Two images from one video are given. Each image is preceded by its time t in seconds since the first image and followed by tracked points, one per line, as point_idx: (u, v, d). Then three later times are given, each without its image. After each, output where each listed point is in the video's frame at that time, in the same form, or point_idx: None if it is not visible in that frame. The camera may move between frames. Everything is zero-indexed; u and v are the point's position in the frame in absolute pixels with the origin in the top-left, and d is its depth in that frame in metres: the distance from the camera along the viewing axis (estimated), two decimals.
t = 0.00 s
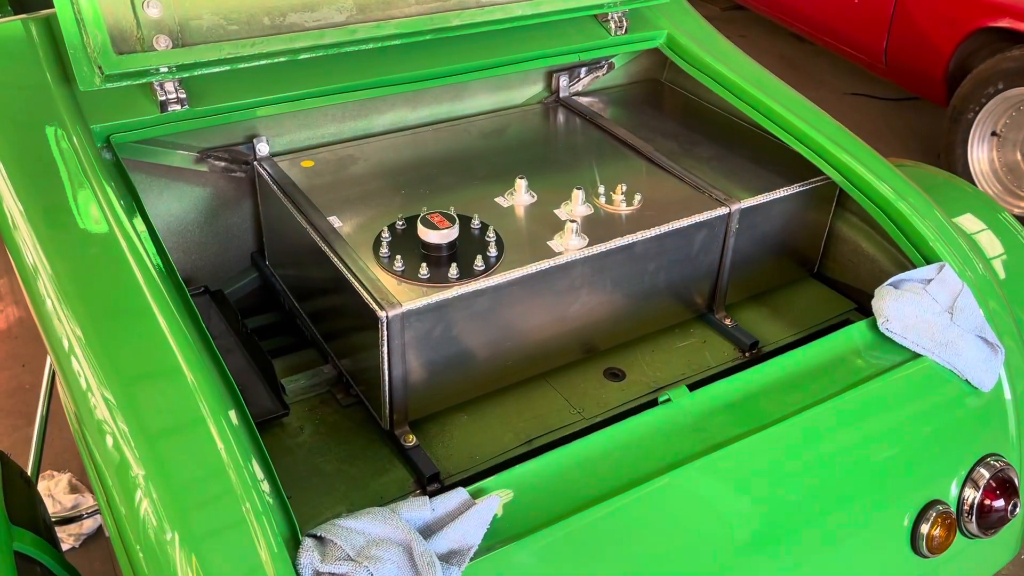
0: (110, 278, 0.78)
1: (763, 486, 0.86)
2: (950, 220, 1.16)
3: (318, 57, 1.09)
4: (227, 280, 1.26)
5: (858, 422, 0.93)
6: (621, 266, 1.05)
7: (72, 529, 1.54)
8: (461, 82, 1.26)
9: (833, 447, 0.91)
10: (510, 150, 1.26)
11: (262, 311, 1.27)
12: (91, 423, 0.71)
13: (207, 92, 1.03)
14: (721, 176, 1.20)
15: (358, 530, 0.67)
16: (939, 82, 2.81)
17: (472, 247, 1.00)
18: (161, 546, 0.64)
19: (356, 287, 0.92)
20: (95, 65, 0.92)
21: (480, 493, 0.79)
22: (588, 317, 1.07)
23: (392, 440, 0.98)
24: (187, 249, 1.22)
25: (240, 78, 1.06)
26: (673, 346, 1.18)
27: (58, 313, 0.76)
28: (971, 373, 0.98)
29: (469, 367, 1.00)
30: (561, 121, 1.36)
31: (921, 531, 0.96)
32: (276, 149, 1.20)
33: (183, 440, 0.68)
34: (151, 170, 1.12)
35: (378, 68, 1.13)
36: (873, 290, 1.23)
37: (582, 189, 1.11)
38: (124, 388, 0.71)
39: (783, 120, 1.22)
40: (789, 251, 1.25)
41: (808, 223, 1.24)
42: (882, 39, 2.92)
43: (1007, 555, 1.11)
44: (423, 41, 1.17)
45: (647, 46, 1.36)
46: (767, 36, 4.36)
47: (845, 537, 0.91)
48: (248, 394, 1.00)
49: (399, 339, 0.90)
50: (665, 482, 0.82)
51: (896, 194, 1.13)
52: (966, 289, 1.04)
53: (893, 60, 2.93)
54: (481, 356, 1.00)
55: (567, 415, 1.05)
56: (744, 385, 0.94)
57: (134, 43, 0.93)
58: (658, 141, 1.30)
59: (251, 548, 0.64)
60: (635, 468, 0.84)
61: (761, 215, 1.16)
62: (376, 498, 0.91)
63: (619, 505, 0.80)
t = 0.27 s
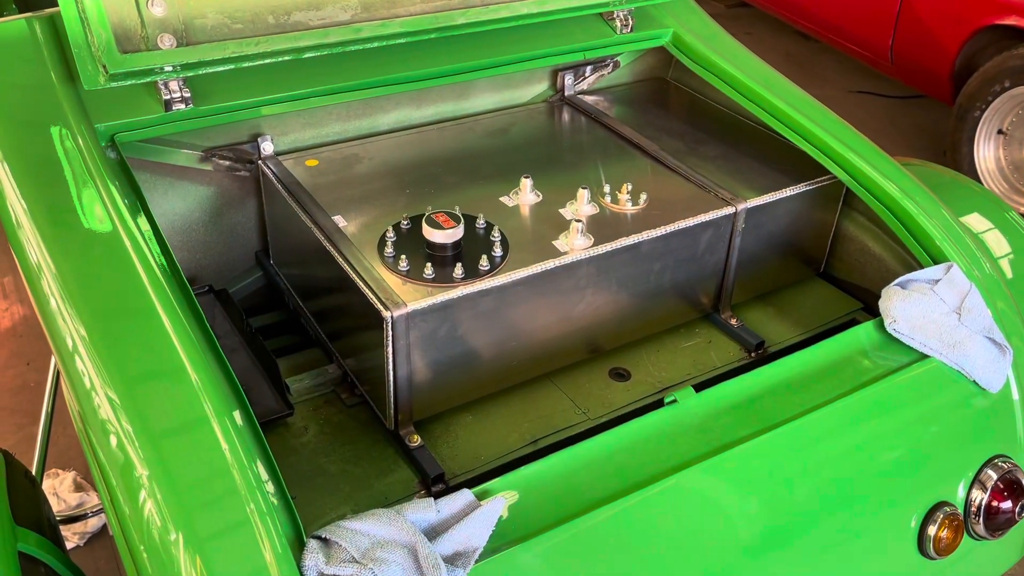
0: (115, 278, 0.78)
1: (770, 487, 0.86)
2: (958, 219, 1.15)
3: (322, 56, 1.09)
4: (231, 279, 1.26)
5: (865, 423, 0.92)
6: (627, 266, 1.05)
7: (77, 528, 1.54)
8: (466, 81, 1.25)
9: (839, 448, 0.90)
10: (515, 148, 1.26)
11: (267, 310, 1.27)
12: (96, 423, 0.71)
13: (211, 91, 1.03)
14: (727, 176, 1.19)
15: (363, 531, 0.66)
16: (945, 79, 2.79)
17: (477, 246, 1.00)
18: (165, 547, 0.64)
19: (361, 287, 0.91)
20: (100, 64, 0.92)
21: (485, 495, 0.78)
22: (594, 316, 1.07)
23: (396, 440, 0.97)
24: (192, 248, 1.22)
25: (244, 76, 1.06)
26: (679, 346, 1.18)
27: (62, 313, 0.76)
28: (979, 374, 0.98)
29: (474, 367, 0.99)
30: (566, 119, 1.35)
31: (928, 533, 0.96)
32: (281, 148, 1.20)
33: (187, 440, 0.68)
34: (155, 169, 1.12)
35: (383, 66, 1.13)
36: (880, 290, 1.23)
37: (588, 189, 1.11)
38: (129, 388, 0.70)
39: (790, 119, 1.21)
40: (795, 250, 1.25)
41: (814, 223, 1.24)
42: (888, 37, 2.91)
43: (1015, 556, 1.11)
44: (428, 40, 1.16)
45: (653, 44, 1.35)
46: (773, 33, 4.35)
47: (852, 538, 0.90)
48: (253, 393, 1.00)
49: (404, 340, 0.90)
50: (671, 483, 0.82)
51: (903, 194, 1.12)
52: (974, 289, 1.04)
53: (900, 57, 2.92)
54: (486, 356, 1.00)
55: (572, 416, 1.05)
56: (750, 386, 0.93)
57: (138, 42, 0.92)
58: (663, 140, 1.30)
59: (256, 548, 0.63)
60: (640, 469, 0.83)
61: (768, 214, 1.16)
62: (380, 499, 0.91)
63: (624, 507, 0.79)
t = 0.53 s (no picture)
0: (115, 280, 0.78)
1: (769, 492, 0.85)
2: (960, 223, 1.15)
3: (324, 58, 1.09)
4: (233, 280, 1.26)
5: (865, 428, 0.92)
6: (627, 269, 1.05)
7: (80, 527, 1.55)
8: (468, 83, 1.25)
9: (839, 453, 0.90)
10: (517, 150, 1.26)
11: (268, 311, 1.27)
12: (94, 424, 0.71)
13: (212, 93, 1.03)
14: (729, 178, 1.19)
15: (360, 535, 0.66)
16: (951, 80, 2.78)
17: (477, 249, 1.00)
18: (162, 549, 0.64)
19: (361, 289, 0.92)
20: (101, 66, 0.92)
21: (483, 499, 0.78)
22: (594, 319, 1.07)
23: (396, 442, 0.97)
24: (194, 249, 1.22)
25: (247, 79, 1.06)
26: (679, 349, 1.18)
27: (62, 314, 0.76)
28: (980, 379, 0.97)
29: (474, 370, 0.99)
30: (568, 121, 1.35)
31: (928, 538, 0.95)
32: (283, 149, 1.20)
33: (185, 443, 0.68)
34: (158, 171, 1.12)
35: (384, 68, 1.13)
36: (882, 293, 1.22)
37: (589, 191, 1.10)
38: (128, 390, 0.71)
39: (792, 122, 1.21)
40: (797, 253, 1.24)
41: (816, 225, 1.23)
42: (894, 37, 2.90)
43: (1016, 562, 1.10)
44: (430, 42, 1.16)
45: (656, 46, 1.35)
46: (779, 33, 4.34)
47: (851, 543, 0.90)
48: (254, 395, 1.02)
49: (404, 342, 0.90)
50: (670, 487, 0.82)
51: (905, 198, 1.12)
52: (976, 293, 1.03)
53: (905, 58, 2.91)
54: (486, 359, 1.00)
55: (572, 419, 1.05)
56: (751, 390, 0.93)
57: (140, 45, 0.93)
58: (665, 142, 1.29)
59: (252, 552, 0.64)
60: (639, 473, 0.83)
61: (769, 217, 1.16)
62: (380, 502, 0.91)
63: (623, 511, 0.79)
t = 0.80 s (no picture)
0: (105, 286, 0.79)
1: (756, 502, 0.85)
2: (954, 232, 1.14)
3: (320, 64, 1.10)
4: (230, 284, 1.27)
5: (855, 437, 0.92)
6: (619, 276, 1.05)
7: (78, 527, 1.56)
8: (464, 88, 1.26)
9: (828, 463, 0.90)
10: (512, 156, 1.26)
11: (264, 315, 1.28)
12: (82, 430, 0.71)
13: (207, 99, 1.04)
14: (723, 185, 1.19)
15: (344, 543, 0.67)
16: (956, 83, 2.78)
17: (469, 256, 1.00)
18: (147, 556, 0.65)
19: (352, 296, 0.92)
20: (96, 73, 0.92)
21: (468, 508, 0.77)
22: (586, 326, 1.07)
23: (387, 448, 0.98)
24: (191, 252, 1.23)
25: (242, 85, 1.07)
26: (673, 355, 1.18)
27: (53, 319, 0.77)
28: (971, 389, 0.97)
29: (465, 377, 1.00)
30: (566, 126, 1.35)
31: (917, 547, 0.95)
32: (279, 154, 1.21)
33: (171, 450, 0.68)
34: (154, 176, 1.13)
35: (380, 75, 1.13)
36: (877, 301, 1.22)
37: (582, 198, 1.11)
38: (116, 396, 0.71)
39: (788, 129, 1.21)
40: (792, 260, 1.24)
41: (811, 232, 1.23)
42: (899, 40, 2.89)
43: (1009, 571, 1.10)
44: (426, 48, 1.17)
45: (653, 52, 1.35)
46: (784, 34, 4.33)
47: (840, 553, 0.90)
48: (248, 400, 1.02)
49: (394, 349, 0.90)
50: (656, 496, 0.82)
51: (899, 206, 1.12)
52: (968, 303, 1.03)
53: (911, 61, 2.90)
54: (477, 365, 1.00)
55: (563, 426, 1.05)
56: (740, 398, 0.93)
57: (135, 51, 0.93)
58: (661, 148, 1.29)
59: (235, 559, 0.64)
60: (626, 481, 0.83)
61: (763, 224, 1.15)
62: (370, 508, 0.91)
63: (609, 519, 0.79)
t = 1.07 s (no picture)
0: (85, 296, 0.81)
1: (727, 514, 0.86)
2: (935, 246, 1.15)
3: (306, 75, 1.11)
4: (220, 291, 1.29)
5: (829, 450, 0.92)
6: (600, 286, 1.06)
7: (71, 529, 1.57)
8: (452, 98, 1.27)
9: (802, 475, 0.90)
10: (499, 165, 1.27)
11: (253, 321, 1.29)
12: (58, 438, 0.73)
13: (193, 110, 1.05)
14: (707, 196, 1.20)
15: (311, 552, 0.68)
16: (959, 89, 2.77)
17: (450, 266, 1.01)
18: (117, 564, 0.66)
19: (332, 306, 0.93)
20: (82, 85, 0.94)
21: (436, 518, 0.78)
22: (567, 335, 1.08)
23: (366, 455, 0.99)
24: (181, 259, 1.24)
25: (229, 95, 1.09)
26: (655, 364, 1.19)
27: (33, 326, 0.79)
28: (946, 402, 0.98)
29: (444, 386, 1.01)
30: (554, 136, 1.36)
31: (890, 559, 0.96)
32: (267, 163, 1.22)
33: (144, 460, 0.70)
34: (142, 184, 1.14)
35: (366, 85, 1.15)
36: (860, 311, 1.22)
37: (565, 209, 1.12)
38: (92, 406, 0.73)
39: (772, 140, 1.21)
40: (776, 270, 1.25)
41: (795, 243, 1.24)
42: (903, 46, 2.89)
43: None
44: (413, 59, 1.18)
45: (641, 62, 1.36)
46: (788, 39, 4.33)
47: (813, 565, 0.90)
48: (231, 407, 1.04)
49: (372, 358, 0.92)
50: (627, 507, 0.82)
51: (880, 219, 1.13)
52: (946, 316, 1.04)
53: (914, 67, 2.90)
54: (456, 374, 1.01)
55: (543, 434, 1.06)
56: (715, 409, 0.93)
57: (121, 63, 0.95)
58: (647, 158, 1.30)
59: (202, 568, 0.66)
60: (598, 492, 0.84)
61: (746, 235, 1.16)
62: (347, 515, 0.93)
63: (580, 529, 0.80)
